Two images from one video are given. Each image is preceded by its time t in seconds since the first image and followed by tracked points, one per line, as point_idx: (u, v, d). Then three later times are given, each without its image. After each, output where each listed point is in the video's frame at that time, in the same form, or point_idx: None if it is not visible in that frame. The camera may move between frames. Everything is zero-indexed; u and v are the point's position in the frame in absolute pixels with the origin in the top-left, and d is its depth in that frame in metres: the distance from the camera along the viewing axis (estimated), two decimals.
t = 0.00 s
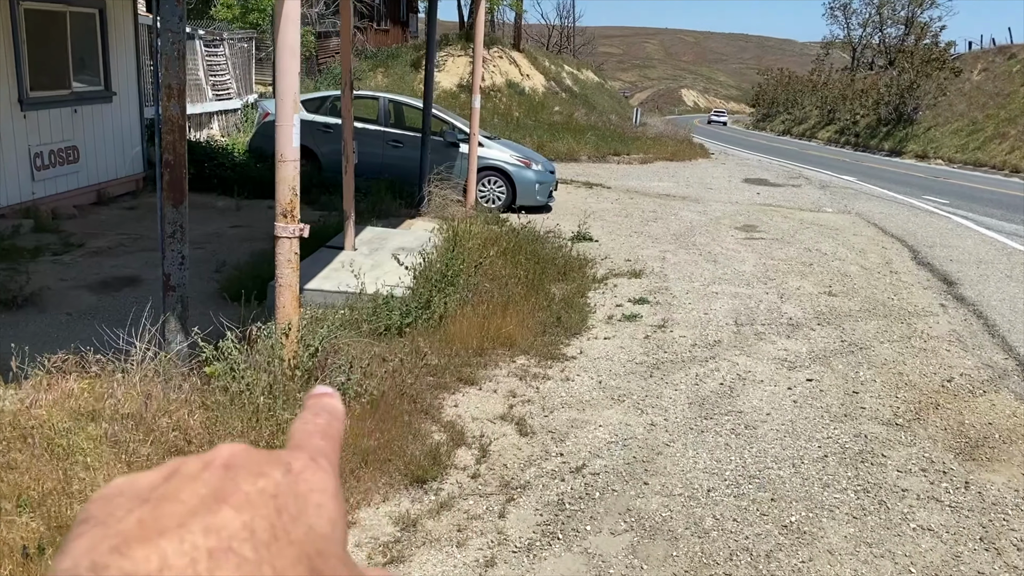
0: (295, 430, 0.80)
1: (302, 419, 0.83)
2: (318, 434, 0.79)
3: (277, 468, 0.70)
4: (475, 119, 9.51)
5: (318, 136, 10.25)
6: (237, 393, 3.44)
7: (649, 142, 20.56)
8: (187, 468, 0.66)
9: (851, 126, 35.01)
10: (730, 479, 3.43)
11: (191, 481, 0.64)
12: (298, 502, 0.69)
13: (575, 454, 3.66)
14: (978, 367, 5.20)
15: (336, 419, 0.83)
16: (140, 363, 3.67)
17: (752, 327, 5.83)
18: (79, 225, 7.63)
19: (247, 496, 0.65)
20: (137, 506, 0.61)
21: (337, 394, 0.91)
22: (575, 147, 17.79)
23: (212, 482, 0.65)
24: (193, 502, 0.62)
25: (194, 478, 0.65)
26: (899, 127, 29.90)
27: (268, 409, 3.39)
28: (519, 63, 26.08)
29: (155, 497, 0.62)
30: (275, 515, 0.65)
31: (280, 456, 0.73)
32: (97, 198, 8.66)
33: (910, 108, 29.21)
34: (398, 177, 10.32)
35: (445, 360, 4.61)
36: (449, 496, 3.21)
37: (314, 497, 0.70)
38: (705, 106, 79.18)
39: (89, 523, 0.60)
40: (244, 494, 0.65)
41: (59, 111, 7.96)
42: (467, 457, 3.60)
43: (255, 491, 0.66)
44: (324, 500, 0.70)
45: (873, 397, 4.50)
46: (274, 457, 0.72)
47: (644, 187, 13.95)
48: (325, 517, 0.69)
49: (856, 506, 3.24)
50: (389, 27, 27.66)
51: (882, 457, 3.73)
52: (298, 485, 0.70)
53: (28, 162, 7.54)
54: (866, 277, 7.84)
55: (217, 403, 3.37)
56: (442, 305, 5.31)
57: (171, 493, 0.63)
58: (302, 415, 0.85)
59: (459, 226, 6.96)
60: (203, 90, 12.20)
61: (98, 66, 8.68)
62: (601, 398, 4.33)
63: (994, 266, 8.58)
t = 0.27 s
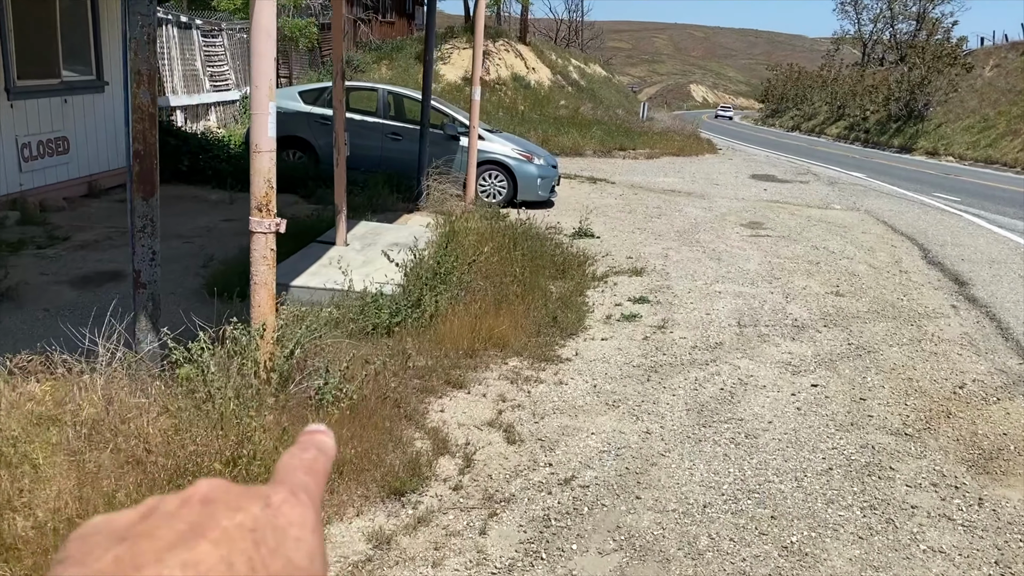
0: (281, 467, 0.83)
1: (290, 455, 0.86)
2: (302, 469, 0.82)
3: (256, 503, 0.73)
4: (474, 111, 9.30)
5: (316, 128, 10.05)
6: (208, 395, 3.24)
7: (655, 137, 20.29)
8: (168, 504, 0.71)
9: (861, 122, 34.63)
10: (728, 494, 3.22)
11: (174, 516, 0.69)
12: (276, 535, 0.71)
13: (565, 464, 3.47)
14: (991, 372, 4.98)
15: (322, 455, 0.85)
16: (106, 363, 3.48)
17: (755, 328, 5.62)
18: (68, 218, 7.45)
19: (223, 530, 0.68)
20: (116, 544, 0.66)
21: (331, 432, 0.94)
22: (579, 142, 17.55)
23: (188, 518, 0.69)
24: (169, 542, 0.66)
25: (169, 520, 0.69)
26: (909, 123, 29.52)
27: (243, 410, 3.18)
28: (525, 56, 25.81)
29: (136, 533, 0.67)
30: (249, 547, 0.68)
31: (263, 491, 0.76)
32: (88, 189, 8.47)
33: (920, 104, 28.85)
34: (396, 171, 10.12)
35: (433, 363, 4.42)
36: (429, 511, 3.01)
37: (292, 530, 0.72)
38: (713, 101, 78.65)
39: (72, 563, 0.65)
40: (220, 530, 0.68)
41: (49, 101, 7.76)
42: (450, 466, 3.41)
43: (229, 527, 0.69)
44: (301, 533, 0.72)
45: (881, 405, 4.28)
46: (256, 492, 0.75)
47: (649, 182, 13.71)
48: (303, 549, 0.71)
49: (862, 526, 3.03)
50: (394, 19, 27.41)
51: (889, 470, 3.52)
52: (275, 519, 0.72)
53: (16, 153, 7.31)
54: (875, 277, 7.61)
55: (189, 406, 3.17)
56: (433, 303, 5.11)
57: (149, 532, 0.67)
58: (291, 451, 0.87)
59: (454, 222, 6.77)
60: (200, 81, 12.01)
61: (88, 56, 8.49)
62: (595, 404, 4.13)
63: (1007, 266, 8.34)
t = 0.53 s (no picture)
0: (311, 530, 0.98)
1: (318, 516, 1.00)
2: (329, 533, 0.97)
3: None
4: (478, 104, 9.09)
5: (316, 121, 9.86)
6: (185, 407, 3.07)
7: (663, 131, 20.02)
8: None
9: (871, 117, 34.23)
10: (735, 517, 3.03)
11: None
12: None
13: (562, 481, 3.28)
14: (1010, 382, 4.77)
15: (348, 516, 1.00)
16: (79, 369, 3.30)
17: (763, 333, 5.41)
18: (61, 212, 7.28)
19: None
20: None
21: (352, 487, 1.08)
22: (586, 135, 17.30)
23: None
24: None
25: None
26: (920, 118, 29.16)
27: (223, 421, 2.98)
28: (531, 48, 25.52)
29: None
30: None
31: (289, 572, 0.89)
32: (84, 182, 8.31)
33: (932, 99, 28.47)
34: (398, 165, 9.92)
35: (428, 369, 4.24)
36: (416, 532, 2.84)
37: None
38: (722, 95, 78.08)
39: None
40: None
41: (42, 92, 7.56)
42: (441, 483, 3.23)
43: None
44: None
45: (896, 418, 4.08)
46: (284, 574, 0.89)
47: (656, 177, 13.48)
48: None
49: (878, 554, 2.84)
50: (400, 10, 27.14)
51: (906, 491, 3.33)
52: None
53: (9, 145, 7.11)
54: (887, 278, 7.39)
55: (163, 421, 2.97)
56: (430, 306, 4.93)
57: None
58: (320, 508, 1.02)
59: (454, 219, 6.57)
60: (200, 73, 11.81)
61: (81, 46, 8.32)
62: (595, 414, 3.94)
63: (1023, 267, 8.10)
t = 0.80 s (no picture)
0: (307, 465, 0.84)
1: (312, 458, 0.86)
2: (327, 471, 0.82)
3: (282, 509, 0.73)
4: (488, 91, 8.85)
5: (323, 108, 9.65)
6: (173, 407, 2.87)
7: (676, 121, 19.72)
8: (194, 514, 0.72)
9: (887, 108, 33.74)
10: (761, 529, 2.82)
11: (192, 534, 0.70)
12: (299, 548, 0.72)
13: (575, 487, 3.08)
14: None
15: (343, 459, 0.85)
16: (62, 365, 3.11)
17: (785, 329, 5.18)
18: (60, 200, 7.11)
19: (242, 544, 0.70)
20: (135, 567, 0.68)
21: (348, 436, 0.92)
22: (598, 125, 17.04)
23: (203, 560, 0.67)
24: (189, 558, 0.68)
25: (191, 530, 0.71)
26: (937, 110, 28.73)
27: (210, 424, 2.75)
28: (543, 38, 25.22)
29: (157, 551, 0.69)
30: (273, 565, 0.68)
31: (293, 492, 0.76)
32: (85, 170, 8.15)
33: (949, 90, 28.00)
34: (406, 154, 9.71)
35: (434, 365, 4.03)
36: (417, 543, 2.64)
37: (318, 538, 0.73)
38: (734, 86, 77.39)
39: None
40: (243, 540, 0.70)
41: (41, 76, 7.39)
42: (446, 487, 3.03)
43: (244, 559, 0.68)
44: (325, 543, 0.73)
45: (928, 421, 3.85)
46: (284, 494, 0.76)
47: (670, 168, 13.21)
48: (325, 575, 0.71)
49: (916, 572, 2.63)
50: None
51: (944, 500, 3.10)
52: (305, 526, 0.73)
53: (6, 131, 6.97)
54: (911, 272, 7.13)
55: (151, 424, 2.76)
56: (437, 297, 4.72)
57: (170, 551, 0.69)
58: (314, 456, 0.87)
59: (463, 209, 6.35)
60: (206, 60, 11.62)
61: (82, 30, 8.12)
62: (610, 414, 3.73)
63: None
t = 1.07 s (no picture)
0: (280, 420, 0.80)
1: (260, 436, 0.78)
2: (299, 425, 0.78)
3: (258, 446, 0.71)
4: (502, 80, 8.59)
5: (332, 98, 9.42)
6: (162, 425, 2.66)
7: (693, 112, 19.37)
8: (177, 451, 0.69)
9: (906, 100, 33.18)
10: (801, 560, 2.58)
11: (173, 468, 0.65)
12: (277, 482, 0.69)
13: (596, 508, 2.84)
14: None
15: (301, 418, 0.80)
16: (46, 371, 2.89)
17: (814, 333, 4.91)
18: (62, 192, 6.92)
19: (220, 480, 0.66)
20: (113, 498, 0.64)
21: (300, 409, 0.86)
22: (613, 117, 16.72)
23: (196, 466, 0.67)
24: (167, 489, 0.64)
25: (173, 466, 0.66)
26: (958, 102, 28.20)
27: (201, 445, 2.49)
28: (557, 27, 24.89)
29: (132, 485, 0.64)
30: (245, 502, 0.66)
31: (268, 431, 0.74)
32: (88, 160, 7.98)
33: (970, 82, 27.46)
34: (418, 145, 9.46)
35: (445, 371, 3.80)
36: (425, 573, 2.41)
37: (293, 474, 0.70)
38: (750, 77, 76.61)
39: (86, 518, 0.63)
40: (219, 471, 0.67)
41: (42, 64, 7.20)
42: (456, 508, 2.80)
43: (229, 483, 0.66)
44: (303, 477, 0.70)
45: (975, 435, 3.58)
46: (259, 433, 0.74)
47: (688, 160, 12.90)
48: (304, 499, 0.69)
49: None
50: None
51: (1001, 527, 2.84)
52: (276, 465, 0.70)
53: (5, 120, 6.80)
54: (942, 270, 6.83)
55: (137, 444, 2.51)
56: (448, 296, 4.47)
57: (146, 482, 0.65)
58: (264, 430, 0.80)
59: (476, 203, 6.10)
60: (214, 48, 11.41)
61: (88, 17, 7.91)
62: (633, 426, 3.48)
63: None
